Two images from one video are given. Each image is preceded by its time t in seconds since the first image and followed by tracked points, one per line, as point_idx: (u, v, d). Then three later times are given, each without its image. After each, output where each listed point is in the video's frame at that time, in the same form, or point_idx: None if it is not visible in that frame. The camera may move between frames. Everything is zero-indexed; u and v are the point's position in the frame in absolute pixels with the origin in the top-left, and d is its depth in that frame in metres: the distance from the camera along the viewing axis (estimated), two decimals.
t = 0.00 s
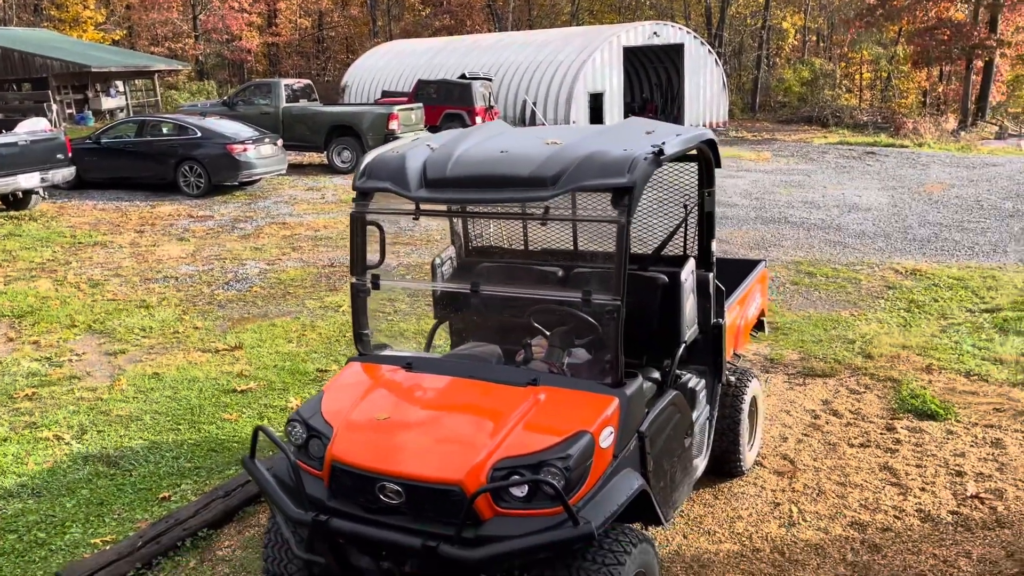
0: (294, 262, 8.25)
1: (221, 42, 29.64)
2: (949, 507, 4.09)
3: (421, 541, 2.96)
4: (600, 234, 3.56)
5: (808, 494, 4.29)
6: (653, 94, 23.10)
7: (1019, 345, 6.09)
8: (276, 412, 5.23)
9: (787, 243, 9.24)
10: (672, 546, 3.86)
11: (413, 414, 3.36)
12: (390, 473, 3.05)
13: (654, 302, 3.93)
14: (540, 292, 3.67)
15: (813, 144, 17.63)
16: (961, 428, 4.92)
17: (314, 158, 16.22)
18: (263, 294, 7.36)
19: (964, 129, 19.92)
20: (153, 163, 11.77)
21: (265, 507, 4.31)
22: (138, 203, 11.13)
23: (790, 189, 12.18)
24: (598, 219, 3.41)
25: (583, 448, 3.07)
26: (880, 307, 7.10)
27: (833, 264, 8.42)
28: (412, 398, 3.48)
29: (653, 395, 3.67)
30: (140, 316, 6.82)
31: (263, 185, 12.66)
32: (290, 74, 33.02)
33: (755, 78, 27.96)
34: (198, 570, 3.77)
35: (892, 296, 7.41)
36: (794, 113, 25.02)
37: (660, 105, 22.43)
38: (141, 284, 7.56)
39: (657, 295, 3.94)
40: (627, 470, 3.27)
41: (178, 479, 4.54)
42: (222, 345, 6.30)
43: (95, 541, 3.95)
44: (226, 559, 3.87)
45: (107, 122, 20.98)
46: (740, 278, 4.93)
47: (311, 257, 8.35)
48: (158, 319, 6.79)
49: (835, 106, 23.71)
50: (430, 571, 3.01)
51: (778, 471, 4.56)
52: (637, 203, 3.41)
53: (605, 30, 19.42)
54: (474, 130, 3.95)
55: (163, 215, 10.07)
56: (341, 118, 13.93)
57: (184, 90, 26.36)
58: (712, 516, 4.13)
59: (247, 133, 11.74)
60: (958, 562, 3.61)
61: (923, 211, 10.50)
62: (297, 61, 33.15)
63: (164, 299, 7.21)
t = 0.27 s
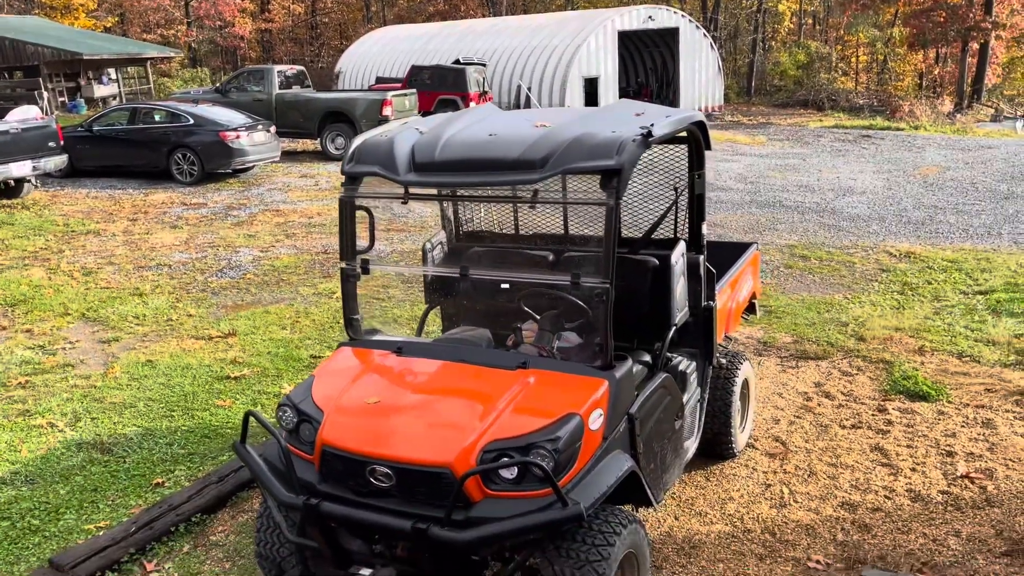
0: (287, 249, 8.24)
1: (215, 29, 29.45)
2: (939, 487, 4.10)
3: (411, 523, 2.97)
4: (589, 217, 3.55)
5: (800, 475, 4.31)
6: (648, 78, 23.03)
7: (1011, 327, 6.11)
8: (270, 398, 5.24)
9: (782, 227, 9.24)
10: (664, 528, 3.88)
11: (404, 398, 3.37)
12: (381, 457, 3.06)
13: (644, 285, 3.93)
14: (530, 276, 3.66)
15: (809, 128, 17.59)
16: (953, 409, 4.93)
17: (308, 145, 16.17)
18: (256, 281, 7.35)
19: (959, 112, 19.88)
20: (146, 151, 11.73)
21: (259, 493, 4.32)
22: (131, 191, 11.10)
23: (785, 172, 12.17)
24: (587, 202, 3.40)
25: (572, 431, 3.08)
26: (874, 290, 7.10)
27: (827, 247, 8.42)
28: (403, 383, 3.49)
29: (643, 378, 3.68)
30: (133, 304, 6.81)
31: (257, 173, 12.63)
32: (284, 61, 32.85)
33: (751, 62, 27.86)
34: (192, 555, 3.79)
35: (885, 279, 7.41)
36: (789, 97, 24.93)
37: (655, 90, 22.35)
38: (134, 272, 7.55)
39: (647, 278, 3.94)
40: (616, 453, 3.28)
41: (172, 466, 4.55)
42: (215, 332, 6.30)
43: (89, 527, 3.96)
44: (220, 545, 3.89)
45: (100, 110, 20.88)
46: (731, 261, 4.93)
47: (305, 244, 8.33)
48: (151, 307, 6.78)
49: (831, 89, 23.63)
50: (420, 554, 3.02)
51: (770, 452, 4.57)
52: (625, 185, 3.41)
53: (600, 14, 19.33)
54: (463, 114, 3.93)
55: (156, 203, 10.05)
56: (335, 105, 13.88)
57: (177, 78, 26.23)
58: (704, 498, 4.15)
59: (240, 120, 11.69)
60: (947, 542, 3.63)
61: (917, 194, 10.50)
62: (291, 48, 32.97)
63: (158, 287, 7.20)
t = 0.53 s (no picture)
0: (284, 237, 8.22)
1: (210, 16, 29.26)
2: (935, 471, 4.12)
3: (409, 509, 2.98)
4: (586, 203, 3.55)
5: (797, 459, 4.33)
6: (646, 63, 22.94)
7: (1008, 311, 6.11)
8: (268, 386, 5.25)
9: (780, 212, 9.23)
10: (661, 512, 3.90)
11: (402, 385, 3.37)
12: (378, 444, 3.07)
13: (641, 271, 3.94)
14: (527, 263, 3.67)
15: (807, 112, 17.53)
16: (950, 393, 4.94)
17: (305, 132, 16.12)
18: (254, 269, 7.35)
19: (958, 96, 19.81)
20: (142, 139, 11.70)
21: (258, 480, 4.34)
22: (128, 179, 11.08)
23: (783, 157, 12.14)
24: (582, 187, 3.39)
25: (569, 417, 3.08)
26: (872, 275, 7.10)
27: (825, 232, 8.41)
28: (401, 370, 3.49)
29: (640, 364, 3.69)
30: (130, 293, 6.81)
31: (254, 160, 12.59)
32: (280, 48, 32.67)
33: (749, 47, 27.73)
34: (192, 543, 3.81)
35: (883, 263, 7.41)
36: (787, 82, 24.83)
37: (653, 75, 22.27)
38: (131, 261, 7.54)
39: (645, 264, 3.94)
40: (614, 438, 3.29)
41: (171, 454, 4.56)
42: (213, 320, 6.30)
43: (89, 515, 3.98)
44: (220, 532, 3.91)
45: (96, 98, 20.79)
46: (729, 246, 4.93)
47: (302, 232, 8.32)
48: (149, 295, 6.78)
49: (830, 74, 23.54)
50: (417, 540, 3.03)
51: (768, 437, 4.59)
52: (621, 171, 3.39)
53: None
54: (459, 100, 3.92)
55: (152, 192, 10.03)
56: (332, 92, 13.82)
57: (173, 65, 26.10)
58: (701, 482, 4.16)
59: (236, 107, 11.64)
60: (943, 525, 3.65)
61: (916, 179, 10.48)
62: (287, 35, 32.77)
63: (155, 275, 7.19)
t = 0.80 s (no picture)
0: (284, 225, 8.21)
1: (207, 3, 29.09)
2: (935, 456, 4.13)
3: (410, 495, 2.99)
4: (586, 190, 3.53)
5: (797, 445, 4.34)
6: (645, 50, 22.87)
7: (1008, 296, 6.11)
8: (269, 374, 5.26)
9: (780, 198, 9.22)
10: (662, 498, 3.91)
11: (403, 372, 3.37)
12: (380, 431, 3.07)
13: (642, 257, 3.94)
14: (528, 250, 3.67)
15: (807, 98, 17.47)
16: (949, 378, 4.96)
17: (304, 120, 16.07)
18: (254, 258, 7.34)
19: (958, 81, 19.75)
20: (141, 127, 11.67)
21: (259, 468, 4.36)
22: (126, 168, 11.06)
23: (782, 143, 12.11)
24: (582, 174, 3.38)
25: (570, 403, 3.09)
26: (871, 261, 7.10)
27: (824, 219, 8.41)
28: (402, 357, 3.49)
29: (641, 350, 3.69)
30: (130, 282, 6.81)
31: (253, 148, 12.56)
32: (278, 35, 32.51)
33: (749, 32, 27.62)
34: (195, 530, 3.83)
35: (883, 249, 7.40)
36: (787, 67, 24.74)
37: (652, 61, 22.19)
38: (131, 250, 7.54)
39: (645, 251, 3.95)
40: (614, 424, 3.30)
41: (172, 441, 4.57)
42: (214, 308, 6.31)
43: (91, 503, 3.99)
44: (222, 519, 3.93)
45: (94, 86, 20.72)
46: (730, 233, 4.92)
47: (302, 220, 8.31)
48: (149, 284, 6.78)
49: (829, 60, 23.46)
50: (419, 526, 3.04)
51: (768, 423, 4.60)
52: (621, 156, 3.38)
53: None
54: (458, 86, 3.90)
55: (151, 180, 10.01)
56: (330, 79, 13.77)
57: (171, 54, 25.99)
58: (702, 468, 4.18)
59: (234, 95, 11.60)
60: (942, 509, 3.67)
61: (916, 164, 10.46)
62: (284, 22, 32.61)
63: (155, 264, 7.19)
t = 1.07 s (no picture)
0: (283, 216, 8.19)
1: None
2: (936, 445, 4.14)
3: (414, 486, 2.99)
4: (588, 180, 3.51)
5: (799, 435, 4.34)
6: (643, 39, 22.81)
7: (1009, 286, 6.11)
8: (270, 364, 5.25)
9: (780, 188, 9.20)
10: (664, 488, 3.92)
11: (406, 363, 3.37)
12: (383, 422, 3.07)
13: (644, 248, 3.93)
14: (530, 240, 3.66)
15: (806, 87, 17.43)
16: (951, 367, 4.96)
17: (302, 110, 16.01)
18: (253, 249, 7.32)
19: (958, 70, 19.70)
20: (139, 117, 11.62)
21: (260, 459, 4.36)
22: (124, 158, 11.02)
23: (782, 133, 12.09)
24: (584, 164, 3.36)
25: (573, 394, 3.10)
26: (872, 251, 7.10)
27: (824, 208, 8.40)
28: (404, 348, 3.49)
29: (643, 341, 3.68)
30: (130, 273, 6.79)
31: (251, 138, 12.52)
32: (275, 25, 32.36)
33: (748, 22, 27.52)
34: (197, 521, 3.83)
35: (884, 239, 7.40)
36: (786, 56, 24.65)
37: (651, 51, 22.12)
38: (130, 241, 7.51)
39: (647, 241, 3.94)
40: (617, 415, 3.30)
41: (173, 433, 4.57)
42: (214, 299, 6.30)
43: (94, 495, 3.99)
44: (224, 510, 3.93)
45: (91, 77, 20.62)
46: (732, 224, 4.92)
47: (301, 211, 8.28)
48: (148, 275, 6.76)
49: (829, 49, 23.39)
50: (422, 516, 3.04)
51: (769, 413, 4.60)
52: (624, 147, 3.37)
53: None
54: (459, 76, 3.88)
55: (150, 171, 9.98)
56: (328, 69, 13.72)
57: (167, 44, 25.87)
58: (703, 458, 4.18)
59: (232, 85, 11.55)
60: (944, 499, 3.68)
61: (916, 154, 10.45)
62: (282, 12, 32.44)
63: (154, 255, 7.17)
